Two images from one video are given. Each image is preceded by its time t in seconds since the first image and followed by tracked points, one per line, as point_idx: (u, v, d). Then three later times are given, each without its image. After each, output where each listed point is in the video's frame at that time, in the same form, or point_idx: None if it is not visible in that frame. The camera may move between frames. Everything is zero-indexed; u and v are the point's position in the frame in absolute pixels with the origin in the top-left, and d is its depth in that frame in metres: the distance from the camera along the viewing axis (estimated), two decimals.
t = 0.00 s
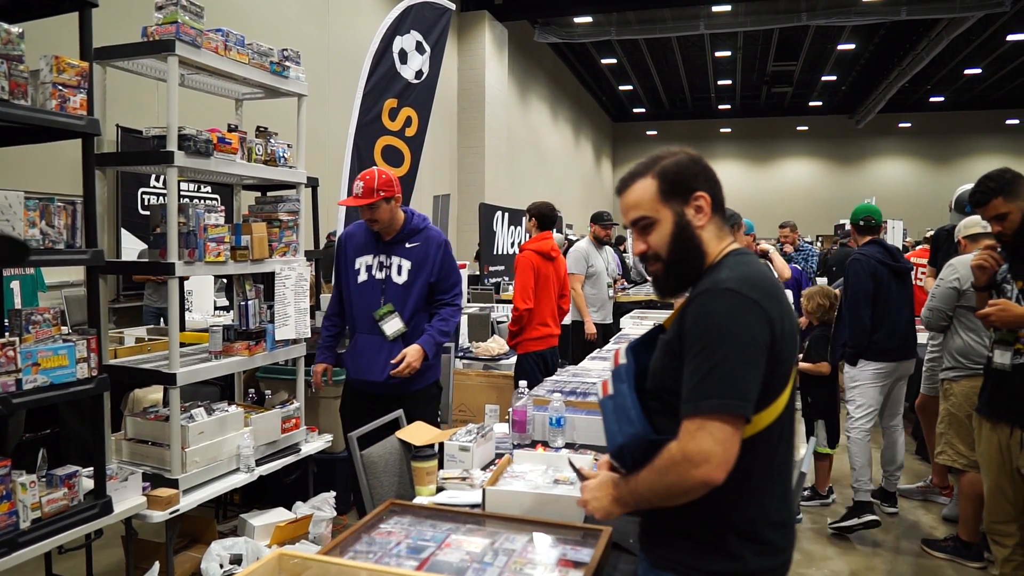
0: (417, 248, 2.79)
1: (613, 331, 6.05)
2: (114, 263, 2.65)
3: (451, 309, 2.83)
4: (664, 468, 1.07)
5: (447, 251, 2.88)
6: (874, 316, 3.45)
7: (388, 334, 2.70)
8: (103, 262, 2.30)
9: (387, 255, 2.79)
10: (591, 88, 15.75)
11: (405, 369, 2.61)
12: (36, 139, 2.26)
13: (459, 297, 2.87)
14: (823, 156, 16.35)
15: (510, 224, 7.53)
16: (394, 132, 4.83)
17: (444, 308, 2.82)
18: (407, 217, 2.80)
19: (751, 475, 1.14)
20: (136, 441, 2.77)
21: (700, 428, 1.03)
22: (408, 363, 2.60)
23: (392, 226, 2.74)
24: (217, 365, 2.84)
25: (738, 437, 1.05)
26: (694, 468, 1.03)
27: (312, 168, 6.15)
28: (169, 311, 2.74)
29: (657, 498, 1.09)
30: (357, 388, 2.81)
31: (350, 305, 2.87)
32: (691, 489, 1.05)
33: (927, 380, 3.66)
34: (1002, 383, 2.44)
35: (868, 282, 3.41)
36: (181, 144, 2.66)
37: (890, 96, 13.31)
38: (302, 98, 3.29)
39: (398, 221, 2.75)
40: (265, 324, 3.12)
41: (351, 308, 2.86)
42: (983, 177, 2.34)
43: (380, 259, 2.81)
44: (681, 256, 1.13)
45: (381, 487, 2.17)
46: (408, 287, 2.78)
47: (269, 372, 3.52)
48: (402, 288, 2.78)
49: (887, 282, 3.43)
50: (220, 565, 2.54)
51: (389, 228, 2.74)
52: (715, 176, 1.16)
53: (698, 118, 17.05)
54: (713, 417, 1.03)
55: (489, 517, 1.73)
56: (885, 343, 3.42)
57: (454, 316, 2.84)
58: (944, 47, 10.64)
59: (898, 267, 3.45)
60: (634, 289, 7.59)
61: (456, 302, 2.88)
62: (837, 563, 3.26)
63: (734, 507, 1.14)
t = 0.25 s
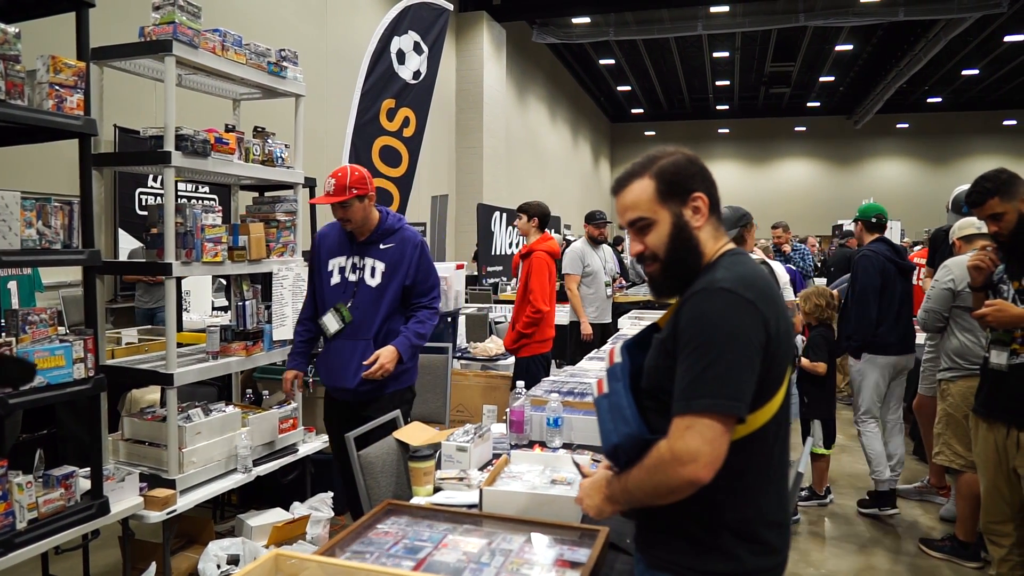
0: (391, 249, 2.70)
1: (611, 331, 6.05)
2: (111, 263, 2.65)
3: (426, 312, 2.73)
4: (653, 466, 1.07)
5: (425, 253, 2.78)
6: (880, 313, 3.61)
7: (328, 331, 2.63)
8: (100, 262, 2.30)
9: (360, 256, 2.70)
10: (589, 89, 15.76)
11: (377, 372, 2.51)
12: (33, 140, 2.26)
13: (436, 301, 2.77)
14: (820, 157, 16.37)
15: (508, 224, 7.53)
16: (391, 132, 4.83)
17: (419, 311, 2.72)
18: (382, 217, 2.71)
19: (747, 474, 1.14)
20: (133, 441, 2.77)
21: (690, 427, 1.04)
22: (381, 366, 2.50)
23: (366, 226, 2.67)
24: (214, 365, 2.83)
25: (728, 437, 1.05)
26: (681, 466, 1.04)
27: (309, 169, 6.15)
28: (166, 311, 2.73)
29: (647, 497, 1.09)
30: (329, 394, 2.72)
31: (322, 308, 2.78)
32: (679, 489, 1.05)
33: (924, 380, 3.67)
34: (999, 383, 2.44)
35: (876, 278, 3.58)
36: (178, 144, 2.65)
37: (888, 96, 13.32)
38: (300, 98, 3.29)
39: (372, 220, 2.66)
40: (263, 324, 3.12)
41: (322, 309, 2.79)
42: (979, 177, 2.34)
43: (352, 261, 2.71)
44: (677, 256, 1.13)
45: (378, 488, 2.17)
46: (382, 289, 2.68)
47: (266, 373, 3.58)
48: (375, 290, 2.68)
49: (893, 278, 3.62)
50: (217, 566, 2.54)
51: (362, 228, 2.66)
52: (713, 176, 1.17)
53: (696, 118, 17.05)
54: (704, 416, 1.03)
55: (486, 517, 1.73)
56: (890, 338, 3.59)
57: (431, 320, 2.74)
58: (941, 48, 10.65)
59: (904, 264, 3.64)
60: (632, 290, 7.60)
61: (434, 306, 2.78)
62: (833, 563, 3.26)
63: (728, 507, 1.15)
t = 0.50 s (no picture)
0: (366, 263, 2.48)
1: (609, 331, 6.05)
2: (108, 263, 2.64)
3: (401, 330, 2.50)
4: (645, 465, 1.07)
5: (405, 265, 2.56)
6: (875, 310, 3.74)
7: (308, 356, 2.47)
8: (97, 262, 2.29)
9: (334, 269, 2.50)
10: (587, 88, 15.75)
11: (340, 392, 2.30)
12: (29, 139, 2.26)
13: (413, 319, 2.54)
14: (818, 156, 16.38)
15: (506, 224, 7.54)
16: (390, 132, 4.83)
17: (393, 329, 2.49)
18: (357, 227, 2.50)
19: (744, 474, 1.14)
20: (130, 441, 2.76)
21: (682, 425, 1.04)
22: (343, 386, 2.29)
23: (340, 237, 2.46)
24: (212, 365, 2.83)
25: (719, 437, 1.05)
26: (670, 464, 1.04)
27: (307, 168, 6.14)
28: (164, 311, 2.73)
29: (638, 495, 1.09)
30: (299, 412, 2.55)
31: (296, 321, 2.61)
32: (669, 487, 1.05)
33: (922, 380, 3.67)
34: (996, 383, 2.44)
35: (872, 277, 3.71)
36: (176, 143, 2.65)
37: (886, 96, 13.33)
38: (297, 97, 3.28)
39: (345, 231, 2.45)
40: (260, 324, 3.12)
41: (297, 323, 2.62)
42: (977, 177, 2.35)
43: (326, 274, 2.52)
44: (674, 256, 1.13)
45: (376, 487, 2.16)
46: (354, 305, 2.47)
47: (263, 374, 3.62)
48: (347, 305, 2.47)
49: (888, 277, 3.71)
50: (215, 566, 2.54)
51: (334, 240, 2.46)
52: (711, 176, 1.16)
53: (694, 117, 17.06)
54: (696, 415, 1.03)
55: (484, 517, 1.73)
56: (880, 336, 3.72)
57: (407, 337, 2.51)
58: (939, 48, 10.66)
59: (899, 265, 3.72)
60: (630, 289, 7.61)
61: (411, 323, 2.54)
62: (831, 563, 3.26)
63: (723, 507, 1.15)
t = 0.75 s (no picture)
0: (326, 280, 2.21)
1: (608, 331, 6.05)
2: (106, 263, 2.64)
3: (362, 354, 2.19)
4: (642, 465, 1.07)
5: (369, 282, 2.24)
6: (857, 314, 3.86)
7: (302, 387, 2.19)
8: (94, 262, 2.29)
9: (295, 286, 2.25)
10: (585, 89, 15.75)
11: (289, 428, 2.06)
12: (27, 139, 2.25)
13: (374, 338, 2.22)
14: (816, 157, 16.39)
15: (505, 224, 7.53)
16: (388, 132, 4.82)
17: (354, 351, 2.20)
18: (314, 240, 2.20)
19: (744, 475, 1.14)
20: (128, 442, 2.75)
21: (678, 426, 1.04)
22: (290, 423, 2.04)
23: (296, 256, 2.19)
24: (210, 366, 2.82)
25: (713, 438, 1.05)
26: (664, 464, 1.04)
27: (305, 168, 6.14)
28: (161, 312, 2.72)
29: (634, 495, 1.09)
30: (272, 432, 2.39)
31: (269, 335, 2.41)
32: (664, 488, 1.05)
33: (921, 380, 3.67)
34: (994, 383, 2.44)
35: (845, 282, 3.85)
36: (173, 143, 2.64)
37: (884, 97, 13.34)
38: (295, 97, 3.28)
39: (298, 249, 2.17)
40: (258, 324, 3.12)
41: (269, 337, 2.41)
42: (975, 177, 2.35)
43: (289, 291, 2.27)
44: (673, 256, 1.13)
45: (374, 489, 2.15)
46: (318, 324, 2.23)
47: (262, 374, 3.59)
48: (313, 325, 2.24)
49: (871, 282, 3.80)
50: (212, 567, 2.53)
51: (289, 263, 2.18)
52: (712, 177, 1.16)
53: (692, 118, 17.06)
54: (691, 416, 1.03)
55: (482, 518, 1.73)
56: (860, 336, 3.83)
57: (369, 360, 2.21)
58: (937, 49, 10.66)
59: (883, 270, 3.79)
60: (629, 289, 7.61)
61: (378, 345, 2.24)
62: (829, 564, 3.26)
63: (720, 507, 1.14)
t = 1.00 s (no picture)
0: (263, 305, 1.91)
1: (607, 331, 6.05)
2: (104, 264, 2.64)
3: (302, 378, 1.87)
4: (639, 466, 1.07)
5: (306, 298, 1.93)
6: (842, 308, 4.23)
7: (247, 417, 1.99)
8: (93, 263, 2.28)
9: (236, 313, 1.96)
10: (583, 89, 15.76)
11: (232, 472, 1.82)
12: (25, 140, 2.25)
13: (316, 358, 1.90)
14: (815, 157, 16.41)
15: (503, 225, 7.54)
16: (386, 132, 4.82)
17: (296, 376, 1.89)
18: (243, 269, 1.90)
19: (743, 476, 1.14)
20: (126, 443, 2.75)
21: (675, 428, 1.04)
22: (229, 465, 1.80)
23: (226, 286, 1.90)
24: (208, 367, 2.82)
25: (710, 440, 1.05)
26: (660, 465, 1.04)
27: (303, 169, 6.13)
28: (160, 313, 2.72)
29: (631, 496, 1.09)
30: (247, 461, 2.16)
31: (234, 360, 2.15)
32: (661, 490, 1.05)
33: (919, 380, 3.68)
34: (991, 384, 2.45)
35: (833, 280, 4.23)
36: (172, 144, 2.64)
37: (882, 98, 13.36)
38: (294, 98, 3.28)
39: (226, 285, 1.87)
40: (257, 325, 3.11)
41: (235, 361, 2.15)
42: (972, 178, 2.35)
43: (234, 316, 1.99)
44: (670, 258, 1.13)
45: (372, 490, 2.16)
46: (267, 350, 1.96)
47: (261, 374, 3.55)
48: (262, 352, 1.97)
49: (847, 279, 4.19)
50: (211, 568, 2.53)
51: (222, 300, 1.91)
52: (709, 179, 1.16)
53: (690, 118, 17.07)
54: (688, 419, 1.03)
55: (481, 518, 1.73)
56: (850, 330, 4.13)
57: (314, 383, 1.89)
58: (935, 50, 10.67)
59: (859, 268, 4.14)
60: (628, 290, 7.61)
61: (323, 363, 1.92)
62: (827, 564, 3.26)
63: (719, 509, 1.14)
